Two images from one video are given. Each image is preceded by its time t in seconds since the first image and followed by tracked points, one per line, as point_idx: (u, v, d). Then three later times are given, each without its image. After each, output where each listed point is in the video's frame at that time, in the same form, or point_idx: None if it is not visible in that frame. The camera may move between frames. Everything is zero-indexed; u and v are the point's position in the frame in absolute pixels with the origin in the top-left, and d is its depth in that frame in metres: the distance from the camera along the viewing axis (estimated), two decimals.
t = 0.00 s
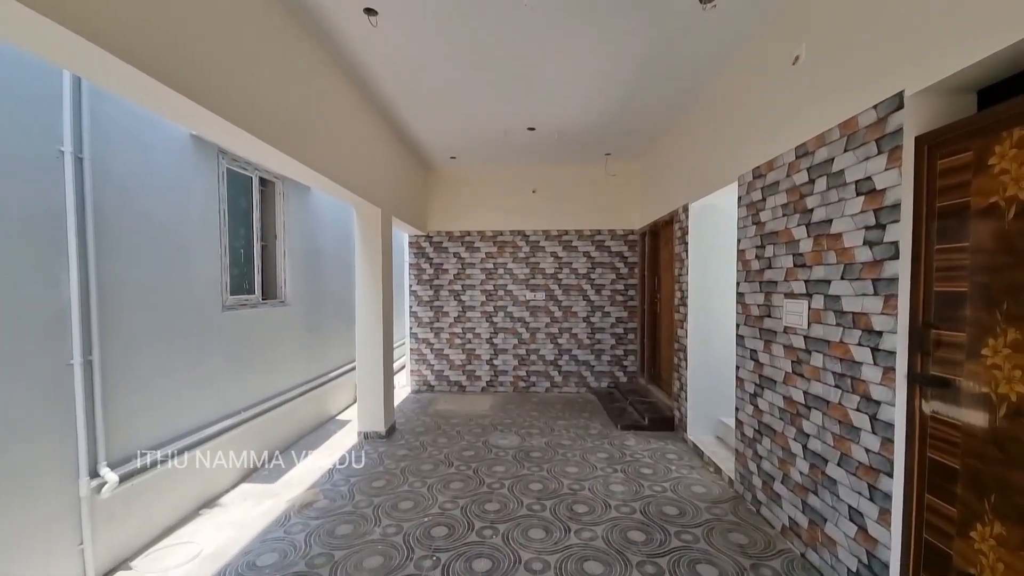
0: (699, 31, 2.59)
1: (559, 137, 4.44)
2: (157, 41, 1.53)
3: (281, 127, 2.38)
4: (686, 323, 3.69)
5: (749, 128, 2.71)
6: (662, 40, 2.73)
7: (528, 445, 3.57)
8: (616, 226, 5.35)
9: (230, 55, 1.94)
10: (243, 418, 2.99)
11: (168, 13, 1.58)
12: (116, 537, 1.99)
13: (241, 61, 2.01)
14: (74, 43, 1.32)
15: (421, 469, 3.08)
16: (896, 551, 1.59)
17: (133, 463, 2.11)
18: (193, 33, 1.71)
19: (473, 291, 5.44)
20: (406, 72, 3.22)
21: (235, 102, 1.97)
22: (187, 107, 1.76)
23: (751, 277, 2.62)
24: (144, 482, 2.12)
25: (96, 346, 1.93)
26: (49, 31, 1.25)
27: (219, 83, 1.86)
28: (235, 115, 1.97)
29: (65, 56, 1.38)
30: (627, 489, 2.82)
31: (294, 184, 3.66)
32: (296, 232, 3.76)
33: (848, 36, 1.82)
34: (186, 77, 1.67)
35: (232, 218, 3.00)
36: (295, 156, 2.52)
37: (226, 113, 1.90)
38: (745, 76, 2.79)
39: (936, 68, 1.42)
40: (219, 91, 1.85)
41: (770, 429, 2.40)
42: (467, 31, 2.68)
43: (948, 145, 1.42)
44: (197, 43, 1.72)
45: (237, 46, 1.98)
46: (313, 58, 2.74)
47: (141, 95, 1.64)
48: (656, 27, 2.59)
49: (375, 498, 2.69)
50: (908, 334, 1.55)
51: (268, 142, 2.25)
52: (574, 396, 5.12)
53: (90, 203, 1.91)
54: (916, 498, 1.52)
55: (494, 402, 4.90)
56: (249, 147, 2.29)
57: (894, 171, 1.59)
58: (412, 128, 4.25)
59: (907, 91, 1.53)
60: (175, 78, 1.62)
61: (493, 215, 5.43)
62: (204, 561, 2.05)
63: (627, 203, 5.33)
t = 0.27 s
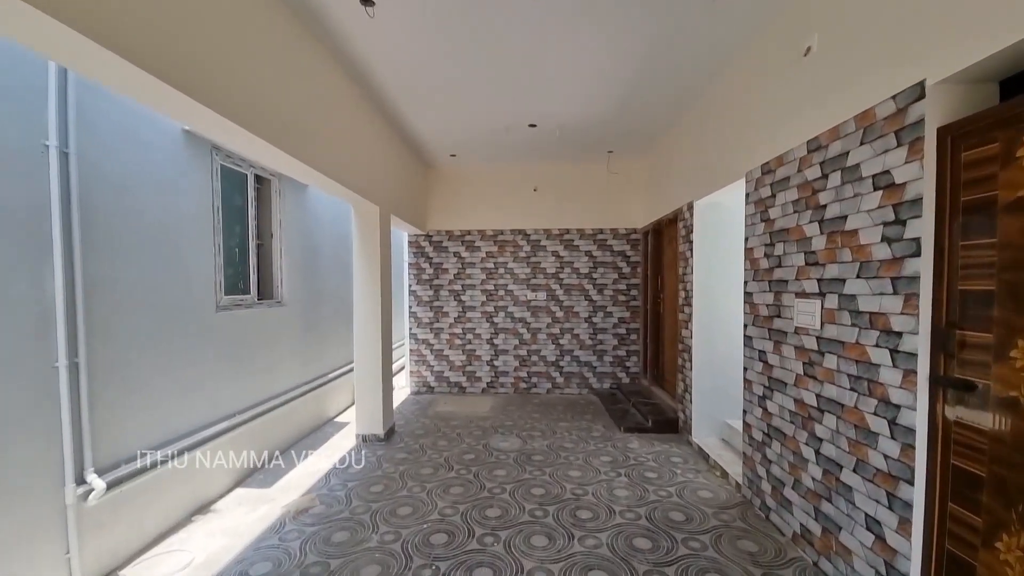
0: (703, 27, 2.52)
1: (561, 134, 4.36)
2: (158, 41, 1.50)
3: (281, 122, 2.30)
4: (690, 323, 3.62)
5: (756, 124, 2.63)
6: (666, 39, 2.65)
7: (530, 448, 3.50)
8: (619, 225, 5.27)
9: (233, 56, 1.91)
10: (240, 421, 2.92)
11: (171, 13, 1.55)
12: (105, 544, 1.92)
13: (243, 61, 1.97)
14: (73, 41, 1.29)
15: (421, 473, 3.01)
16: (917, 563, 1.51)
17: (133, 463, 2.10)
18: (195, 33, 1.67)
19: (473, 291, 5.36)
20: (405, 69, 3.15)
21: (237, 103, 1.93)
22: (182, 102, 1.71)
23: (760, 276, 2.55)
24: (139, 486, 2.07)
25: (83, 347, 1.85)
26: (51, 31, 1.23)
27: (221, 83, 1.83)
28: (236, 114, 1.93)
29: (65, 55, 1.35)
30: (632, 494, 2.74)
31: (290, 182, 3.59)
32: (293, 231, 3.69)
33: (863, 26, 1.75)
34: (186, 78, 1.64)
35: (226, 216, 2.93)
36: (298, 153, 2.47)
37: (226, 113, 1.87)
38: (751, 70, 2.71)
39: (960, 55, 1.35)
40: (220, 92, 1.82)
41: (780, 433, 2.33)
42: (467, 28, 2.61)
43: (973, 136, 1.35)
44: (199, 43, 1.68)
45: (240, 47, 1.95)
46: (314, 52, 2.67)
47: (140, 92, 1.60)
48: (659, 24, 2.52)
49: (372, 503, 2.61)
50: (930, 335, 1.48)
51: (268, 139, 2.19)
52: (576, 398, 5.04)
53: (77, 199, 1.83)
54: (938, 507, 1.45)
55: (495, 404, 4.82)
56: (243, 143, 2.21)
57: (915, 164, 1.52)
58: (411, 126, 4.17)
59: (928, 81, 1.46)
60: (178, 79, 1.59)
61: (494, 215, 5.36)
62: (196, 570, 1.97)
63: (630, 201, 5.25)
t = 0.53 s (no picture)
0: (706, 26, 2.48)
1: (562, 134, 4.32)
2: (157, 40, 1.47)
3: (280, 121, 2.26)
4: (693, 324, 3.58)
5: (760, 123, 2.59)
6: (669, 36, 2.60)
7: (530, 451, 3.45)
8: (620, 226, 5.23)
9: (233, 55, 1.87)
10: (236, 423, 2.88)
11: (172, 12, 1.51)
12: (96, 551, 1.87)
13: (243, 61, 1.93)
14: (70, 38, 1.26)
15: (419, 477, 2.96)
16: (930, 571, 1.47)
17: (134, 463, 2.11)
18: (196, 32, 1.64)
19: (473, 292, 5.32)
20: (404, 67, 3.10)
21: (237, 103, 1.89)
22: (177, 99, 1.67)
23: (765, 277, 2.51)
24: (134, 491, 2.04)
25: (73, 349, 1.80)
26: (49, 29, 1.21)
27: (221, 82, 1.79)
28: (236, 115, 1.88)
29: (62, 53, 1.32)
30: (634, 498, 2.69)
31: (287, 181, 3.54)
32: (290, 230, 3.64)
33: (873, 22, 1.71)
34: (186, 78, 1.60)
35: (222, 216, 2.88)
36: (297, 152, 2.43)
37: (228, 115, 1.83)
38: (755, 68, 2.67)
39: (976, 50, 1.30)
40: (221, 93, 1.78)
41: (786, 437, 2.29)
42: (467, 26, 2.57)
43: (989, 133, 1.31)
44: (199, 42, 1.65)
45: (239, 46, 1.91)
46: (313, 48, 2.63)
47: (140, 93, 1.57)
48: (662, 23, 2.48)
49: (370, 508, 2.56)
50: (944, 338, 1.44)
51: (266, 138, 2.14)
52: (576, 400, 5.00)
53: (67, 197, 1.78)
54: (952, 515, 1.40)
55: (495, 406, 4.77)
56: (238, 141, 2.17)
57: (928, 162, 1.48)
58: (410, 125, 4.13)
59: (941, 77, 1.42)
60: (179, 79, 1.57)
61: (494, 215, 5.32)
62: None
63: (631, 202, 5.21)
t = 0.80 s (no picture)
0: (708, 26, 2.47)
1: (561, 134, 4.31)
2: (157, 37, 1.45)
3: (280, 118, 2.24)
4: (692, 325, 3.58)
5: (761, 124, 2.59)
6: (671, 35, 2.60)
7: (530, 451, 3.44)
8: (618, 226, 5.23)
9: (233, 54, 1.85)
10: (233, 425, 2.84)
11: (173, 10, 1.49)
12: (92, 555, 1.83)
13: (243, 58, 1.91)
14: (68, 33, 1.25)
15: (419, 478, 2.93)
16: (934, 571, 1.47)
17: (133, 464, 2.10)
18: (197, 29, 1.62)
19: (471, 292, 5.30)
20: (404, 66, 3.08)
21: (238, 100, 1.88)
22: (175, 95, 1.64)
23: (766, 277, 2.52)
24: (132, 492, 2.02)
25: (68, 350, 1.77)
26: (49, 25, 1.19)
27: (221, 81, 1.77)
28: (235, 113, 1.86)
29: (60, 47, 1.29)
30: (635, 499, 2.68)
31: (285, 179, 3.51)
32: (287, 229, 3.61)
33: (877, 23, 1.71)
34: (187, 76, 1.59)
35: (220, 214, 2.84)
36: (295, 150, 2.40)
37: (227, 112, 1.82)
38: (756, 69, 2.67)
39: (982, 51, 1.30)
40: (222, 90, 1.77)
41: (787, 437, 2.29)
42: (469, 26, 2.56)
43: (995, 133, 1.31)
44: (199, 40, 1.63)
45: (240, 43, 1.88)
46: (313, 45, 2.60)
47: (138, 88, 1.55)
48: (664, 23, 2.48)
49: (370, 510, 2.54)
50: (949, 338, 1.44)
51: (266, 135, 2.12)
52: (574, 400, 4.99)
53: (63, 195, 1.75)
54: (956, 515, 1.40)
55: (493, 406, 4.76)
56: (238, 138, 2.14)
57: (933, 162, 1.48)
58: (409, 124, 4.10)
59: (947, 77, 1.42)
60: (179, 77, 1.55)
61: (492, 215, 5.30)
62: None
63: (629, 202, 5.21)
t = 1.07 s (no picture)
0: (705, 31, 2.53)
1: (557, 135, 4.35)
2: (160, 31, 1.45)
3: (279, 117, 2.23)
4: (687, 325, 3.64)
5: (756, 128, 2.65)
6: (667, 40, 2.65)
7: (528, 450, 3.46)
8: (612, 227, 5.28)
9: (234, 51, 1.84)
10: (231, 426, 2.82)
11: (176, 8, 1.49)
12: (92, 560, 1.80)
13: (244, 55, 1.90)
14: (74, 26, 1.24)
15: (418, 479, 2.93)
16: (928, 562, 1.53)
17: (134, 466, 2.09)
18: (199, 26, 1.62)
19: (466, 292, 5.30)
20: (403, 67, 3.09)
21: (240, 97, 1.89)
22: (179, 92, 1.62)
23: (761, 278, 2.58)
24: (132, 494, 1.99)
25: (67, 351, 1.74)
26: (56, 18, 1.19)
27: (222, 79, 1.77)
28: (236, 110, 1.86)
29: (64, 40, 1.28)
30: (633, 496, 2.72)
31: (281, 178, 3.48)
32: (283, 229, 3.58)
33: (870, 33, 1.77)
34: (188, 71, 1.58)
35: (217, 214, 2.81)
36: (294, 149, 2.39)
37: (229, 109, 1.83)
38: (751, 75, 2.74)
39: (973, 62, 1.36)
40: (224, 86, 1.78)
41: (782, 434, 2.34)
42: (471, 27, 2.58)
43: (987, 141, 1.37)
44: (200, 36, 1.62)
45: (242, 41, 1.88)
46: (314, 44, 2.59)
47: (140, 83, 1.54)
48: (663, 27, 2.52)
49: (370, 511, 2.53)
50: (942, 337, 1.50)
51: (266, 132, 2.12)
52: (569, 400, 5.03)
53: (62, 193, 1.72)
54: (950, 507, 1.46)
55: (489, 406, 4.77)
56: (238, 136, 2.12)
57: (927, 167, 1.54)
58: (406, 124, 4.10)
59: (939, 86, 1.48)
60: (182, 71, 1.55)
61: (487, 215, 5.31)
62: None
63: (623, 204, 5.27)
